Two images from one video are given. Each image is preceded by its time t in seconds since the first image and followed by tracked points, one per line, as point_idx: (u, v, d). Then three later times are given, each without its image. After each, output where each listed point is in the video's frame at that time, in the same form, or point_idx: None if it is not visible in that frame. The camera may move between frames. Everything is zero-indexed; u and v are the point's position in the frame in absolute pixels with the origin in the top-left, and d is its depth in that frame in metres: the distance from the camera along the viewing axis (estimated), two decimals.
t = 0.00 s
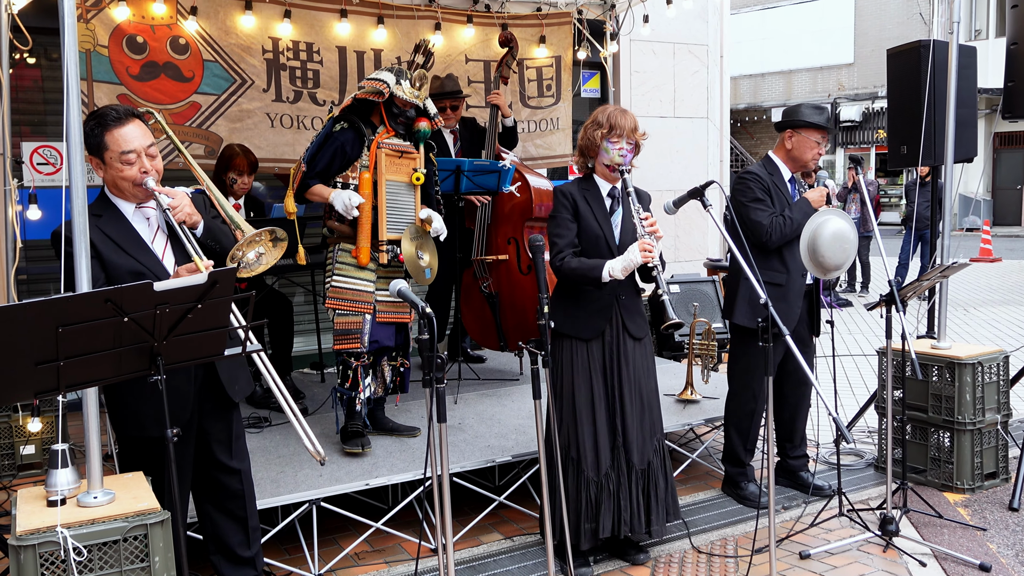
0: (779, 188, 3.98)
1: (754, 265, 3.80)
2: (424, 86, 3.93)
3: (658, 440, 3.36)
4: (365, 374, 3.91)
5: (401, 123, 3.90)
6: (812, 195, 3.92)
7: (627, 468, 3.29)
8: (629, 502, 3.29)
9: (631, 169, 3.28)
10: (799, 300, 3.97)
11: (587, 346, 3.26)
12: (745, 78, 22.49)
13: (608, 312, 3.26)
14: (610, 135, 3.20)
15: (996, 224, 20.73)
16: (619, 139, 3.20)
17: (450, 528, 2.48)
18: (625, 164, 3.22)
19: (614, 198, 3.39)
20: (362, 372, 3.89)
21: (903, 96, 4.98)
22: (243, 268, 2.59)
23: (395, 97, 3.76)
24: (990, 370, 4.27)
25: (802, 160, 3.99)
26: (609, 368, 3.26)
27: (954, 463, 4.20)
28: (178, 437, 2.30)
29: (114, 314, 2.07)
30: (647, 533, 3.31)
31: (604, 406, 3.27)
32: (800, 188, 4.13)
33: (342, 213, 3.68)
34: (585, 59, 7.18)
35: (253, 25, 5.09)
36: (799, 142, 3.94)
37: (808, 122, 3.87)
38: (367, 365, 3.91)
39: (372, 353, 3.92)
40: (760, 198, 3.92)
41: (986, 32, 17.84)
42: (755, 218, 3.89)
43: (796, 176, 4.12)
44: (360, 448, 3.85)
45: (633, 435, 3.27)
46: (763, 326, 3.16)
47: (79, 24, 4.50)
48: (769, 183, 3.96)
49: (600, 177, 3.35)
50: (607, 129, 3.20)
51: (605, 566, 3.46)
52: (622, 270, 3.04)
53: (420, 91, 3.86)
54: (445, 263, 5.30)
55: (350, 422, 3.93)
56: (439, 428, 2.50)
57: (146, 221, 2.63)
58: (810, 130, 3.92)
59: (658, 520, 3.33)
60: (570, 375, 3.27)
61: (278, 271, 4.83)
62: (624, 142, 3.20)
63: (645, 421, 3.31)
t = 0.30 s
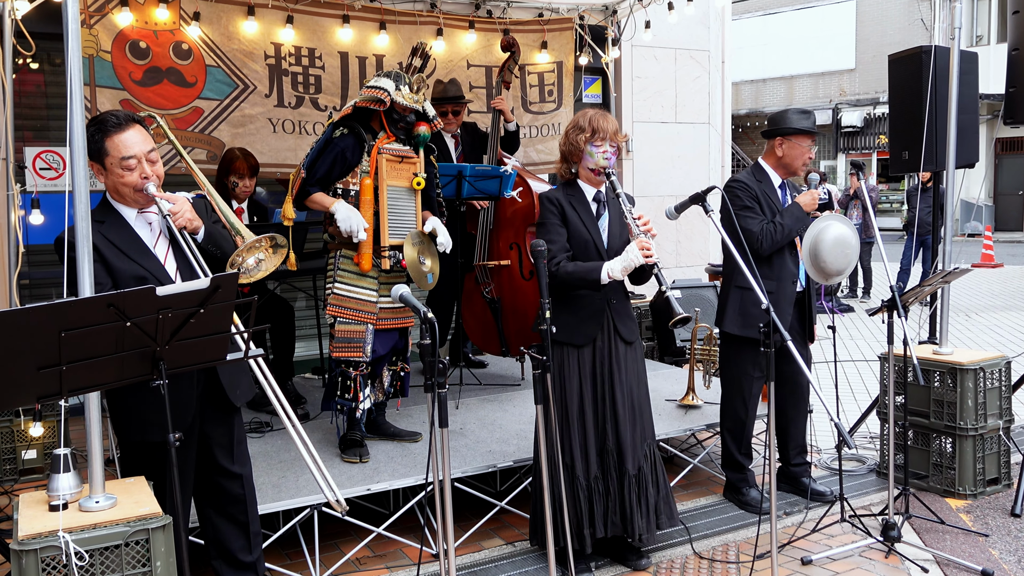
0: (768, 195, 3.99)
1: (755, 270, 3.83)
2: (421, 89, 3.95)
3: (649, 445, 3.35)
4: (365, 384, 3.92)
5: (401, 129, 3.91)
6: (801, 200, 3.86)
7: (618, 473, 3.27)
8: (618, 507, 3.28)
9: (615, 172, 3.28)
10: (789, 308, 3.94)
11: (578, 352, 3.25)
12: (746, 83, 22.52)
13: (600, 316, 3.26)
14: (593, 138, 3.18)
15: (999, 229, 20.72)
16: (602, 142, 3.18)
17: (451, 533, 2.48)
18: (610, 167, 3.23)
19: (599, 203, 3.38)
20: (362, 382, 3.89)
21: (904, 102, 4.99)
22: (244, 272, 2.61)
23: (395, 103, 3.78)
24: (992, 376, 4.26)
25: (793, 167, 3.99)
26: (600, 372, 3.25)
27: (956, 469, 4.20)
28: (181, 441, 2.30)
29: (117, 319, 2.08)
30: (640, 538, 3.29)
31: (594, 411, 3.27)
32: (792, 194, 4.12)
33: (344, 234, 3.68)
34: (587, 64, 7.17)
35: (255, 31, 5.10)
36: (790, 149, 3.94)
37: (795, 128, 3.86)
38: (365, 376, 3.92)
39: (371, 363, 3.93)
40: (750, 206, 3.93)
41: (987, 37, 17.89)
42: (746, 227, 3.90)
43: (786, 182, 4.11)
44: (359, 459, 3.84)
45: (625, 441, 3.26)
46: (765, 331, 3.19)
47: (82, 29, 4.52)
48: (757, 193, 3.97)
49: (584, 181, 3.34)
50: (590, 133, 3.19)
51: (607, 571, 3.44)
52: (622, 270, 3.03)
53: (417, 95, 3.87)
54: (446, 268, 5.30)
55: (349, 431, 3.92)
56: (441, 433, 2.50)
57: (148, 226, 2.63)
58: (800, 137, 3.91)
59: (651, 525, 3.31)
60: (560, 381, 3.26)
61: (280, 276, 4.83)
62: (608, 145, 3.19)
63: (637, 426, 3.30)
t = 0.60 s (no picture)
0: (766, 203, 3.97)
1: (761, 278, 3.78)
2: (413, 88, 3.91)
3: (644, 454, 3.32)
4: (369, 392, 3.91)
5: (400, 132, 3.89)
6: (805, 200, 3.89)
7: (612, 483, 3.24)
8: (607, 517, 3.25)
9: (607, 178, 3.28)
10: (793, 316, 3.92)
11: (574, 361, 3.23)
12: (750, 89, 22.54)
13: (596, 324, 3.24)
14: (584, 146, 3.19)
15: (1004, 235, 20.67)
16: (593, 149, 3.20)
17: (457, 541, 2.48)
18: (602, 174, 3.23)
19: (591, 210, 3.35)
20: (366, 391, 3.89)
21: (908, 109, 4.99)
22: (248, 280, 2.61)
23: (385, 107, 3.77)
24: (998, 383, 4.25)
25: (787, 170, 3.96)
26: (595, 381, 3.23)
27: (962, 476, 4.18)
28: (186, 449, 2.30)
29: (123, 327, 2.08)
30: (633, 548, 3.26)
31: (587, 419, 3.26)
32: (789, 198, 4.10)
33: (349, 232, 3.69)
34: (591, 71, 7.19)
35: (260, 39, 5.13)
36: (784, 155, 3.93)
37: (784, 133, 3.87)
38: (369, 383, 3.91)
39: (375, 370, 3.94)
40: (751, 215, 3.91)
41: (991, 43, 17.88)
42: (752, 234, 3.87)
43: (783, 187, 4.09)
44: (364, 466, 3.82)
45: (618, 451, 3.23)
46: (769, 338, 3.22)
47: (88, 38, 4.56)
48: (755, 201, 3.95)
49: (576, 189, 3.32)
50: (581, 140, 3.20)
51: None
52: (622, 276, 3.04)
53: (409, 96, 3.84)
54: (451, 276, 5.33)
55: (354, 438, 3.92)
56: (446, 441, 2.50)
57: (154, 234, 2.65)
58: (791, 142, 3.91)
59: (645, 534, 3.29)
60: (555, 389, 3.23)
61: (285, 283, 4.85)
62: (598, 151, 3.21)
63: (631, 435, 3.27)
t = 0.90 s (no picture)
0: (776, 211, 3.95)
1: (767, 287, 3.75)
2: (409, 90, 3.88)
3: (641, 461, 3.33)
4: (371, 398, 3.91)
5: (398, 136, 3.89)
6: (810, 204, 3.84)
7: (611, 490, 3.23)
8: (606, 526, 3.23)
9: (603, 184, 3.29)
10: (808, 321, 3.96)
11: (575, 368, 3.22)
12: (754, 96, 22.56)
13: (597, 331, 3.24)
14: (580, 152, 3.19)
15: (1008, 242, 20.64)
16: (590, 156, 3.19)
17: (460, 548, 2.48)
18: (599, 180, 3.23)
19: (588, 217, 3.36)
20: (367, 397, 3.88)
21: (911, 116, 4.99)
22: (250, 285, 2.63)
23: (381, 111, 3.76)
24: (1003, 390, 4.23)
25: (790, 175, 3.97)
26: (596, 388, 3.22)
27: (967, 483, 4.17)
28: (189, 456, 2.31)
29: (127, 334, 2.09)
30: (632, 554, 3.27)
31: (586, 426, 3.25)
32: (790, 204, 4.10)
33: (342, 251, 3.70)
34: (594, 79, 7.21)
35: (265, 46, 5.14)
36: (788, 160, 3.93)
37: (779, 138, 3.89)
38: (371, 390, 3.91)
39: (376, 375, 3.93)
40: (764, 223, 3.87)
41: (995, 50, 17.87)
42: (767, 242, 3.83)
43: (785, 194, 4.08)
44: (367, 473, 3.83)
45: (616, 458, 3.23)
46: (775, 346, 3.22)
47: (94, 46, 4.53)
48: (767, 208, 3.93)
49: (571, 197, 3.33)
50: (577, 147, 3.20)
51: None
52: (627, 278, 3.02)
53: (406, 99, 3.82)
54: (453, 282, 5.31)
55: (357, 445, 3.92)
56: (450, 447, 2.49)
57: (158, 240, 2.66)
58: (792, 147, 3.92)
59: (643, 540, 3.30)
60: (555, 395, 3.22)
61: (288, 290, 4.85)
62: (595, 158, 3.19)
63: (628, 442, 3.27)
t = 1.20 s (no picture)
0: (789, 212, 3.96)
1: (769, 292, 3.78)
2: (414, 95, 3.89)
3: (641, 465, 3.33)
4: (371, 404, 3.92)
5: (401, 140, 3.90)
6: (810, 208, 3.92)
7: (612, 495, 3.23)
8: (609, 531, 3.23)
9: (603, 189, 3.29)
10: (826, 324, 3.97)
11: (575, 372, 3.21)
12: (755, 101, 22.59)
13: (597, 335, 3.24)
14: (580, 156, 3.19)
15: (1009, 246, 20.63)
16: (590, 160, 3.20)
17: (460, 553, 2.48)
18: (599, 184, 3.23)
19: (587, 222, 3.37)
20: (368, 402, 3.89)
21: (912, 121, 4.99)
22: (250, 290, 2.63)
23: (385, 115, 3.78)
24: (1004, 395, 4.22)
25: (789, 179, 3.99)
26: (596, 392, 3.22)
27: (968, 488, 4.16)
28: (189, 461, 2.30)
29: (127, 339, 2.09)
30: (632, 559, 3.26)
31: (587, 431, 3.24)
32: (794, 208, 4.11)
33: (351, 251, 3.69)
34: (595, 83, 7.22)
35: (266, 51, 5.15)
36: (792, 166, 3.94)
37: (779, 146, 3.88)
38: (372, 395, 3.92)
39: (379, 381, 3.94)
40: (783, 225, 3.87)
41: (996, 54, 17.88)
42: (788, 245, 3.83)
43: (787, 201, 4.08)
44: (368, 478, 3.82)
45: (616, 463, 3.23)
46: (775, 350, 3.25)
47: (95, 51, 4.56)
48: (784, 210, 3.93)
49: (571, 202, 3.33)
50: (577, 151, 3.20)
51: None
52: (628, 277, 3.01)
53: (411, 104, 3.83)
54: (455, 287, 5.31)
55: (358, 451, 3.91)
56: (450, 452, 2.49)
57: (157, 245, 2.67)
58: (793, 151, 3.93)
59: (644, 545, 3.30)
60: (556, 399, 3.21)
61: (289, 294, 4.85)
62: (594, 162, 3.21)
63: (628, 446, 3.27)
